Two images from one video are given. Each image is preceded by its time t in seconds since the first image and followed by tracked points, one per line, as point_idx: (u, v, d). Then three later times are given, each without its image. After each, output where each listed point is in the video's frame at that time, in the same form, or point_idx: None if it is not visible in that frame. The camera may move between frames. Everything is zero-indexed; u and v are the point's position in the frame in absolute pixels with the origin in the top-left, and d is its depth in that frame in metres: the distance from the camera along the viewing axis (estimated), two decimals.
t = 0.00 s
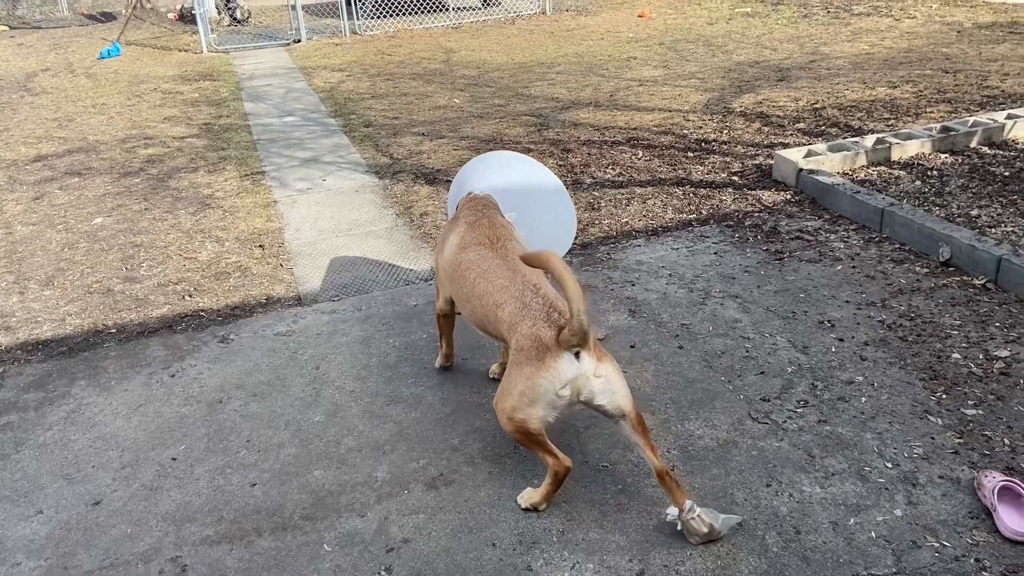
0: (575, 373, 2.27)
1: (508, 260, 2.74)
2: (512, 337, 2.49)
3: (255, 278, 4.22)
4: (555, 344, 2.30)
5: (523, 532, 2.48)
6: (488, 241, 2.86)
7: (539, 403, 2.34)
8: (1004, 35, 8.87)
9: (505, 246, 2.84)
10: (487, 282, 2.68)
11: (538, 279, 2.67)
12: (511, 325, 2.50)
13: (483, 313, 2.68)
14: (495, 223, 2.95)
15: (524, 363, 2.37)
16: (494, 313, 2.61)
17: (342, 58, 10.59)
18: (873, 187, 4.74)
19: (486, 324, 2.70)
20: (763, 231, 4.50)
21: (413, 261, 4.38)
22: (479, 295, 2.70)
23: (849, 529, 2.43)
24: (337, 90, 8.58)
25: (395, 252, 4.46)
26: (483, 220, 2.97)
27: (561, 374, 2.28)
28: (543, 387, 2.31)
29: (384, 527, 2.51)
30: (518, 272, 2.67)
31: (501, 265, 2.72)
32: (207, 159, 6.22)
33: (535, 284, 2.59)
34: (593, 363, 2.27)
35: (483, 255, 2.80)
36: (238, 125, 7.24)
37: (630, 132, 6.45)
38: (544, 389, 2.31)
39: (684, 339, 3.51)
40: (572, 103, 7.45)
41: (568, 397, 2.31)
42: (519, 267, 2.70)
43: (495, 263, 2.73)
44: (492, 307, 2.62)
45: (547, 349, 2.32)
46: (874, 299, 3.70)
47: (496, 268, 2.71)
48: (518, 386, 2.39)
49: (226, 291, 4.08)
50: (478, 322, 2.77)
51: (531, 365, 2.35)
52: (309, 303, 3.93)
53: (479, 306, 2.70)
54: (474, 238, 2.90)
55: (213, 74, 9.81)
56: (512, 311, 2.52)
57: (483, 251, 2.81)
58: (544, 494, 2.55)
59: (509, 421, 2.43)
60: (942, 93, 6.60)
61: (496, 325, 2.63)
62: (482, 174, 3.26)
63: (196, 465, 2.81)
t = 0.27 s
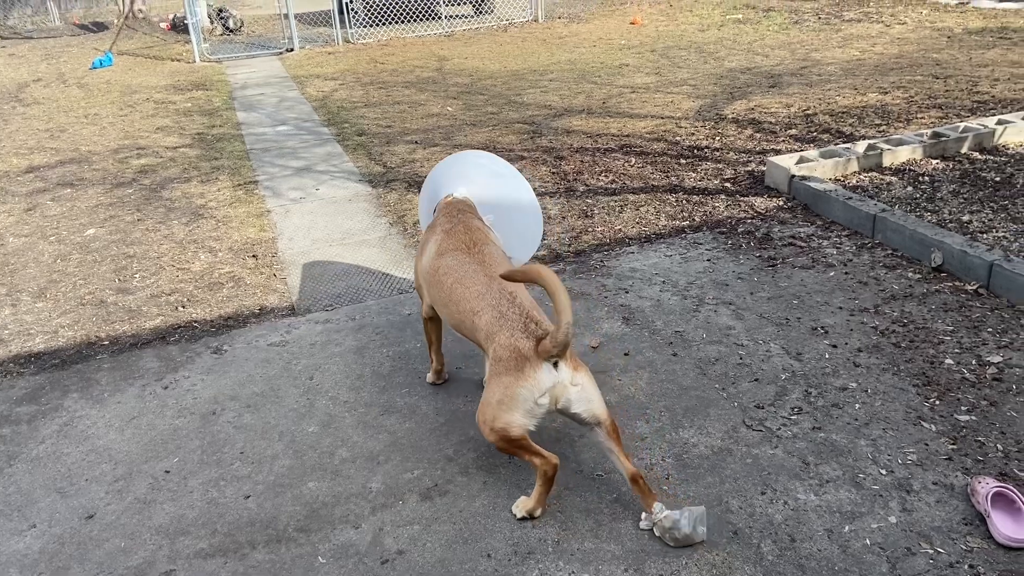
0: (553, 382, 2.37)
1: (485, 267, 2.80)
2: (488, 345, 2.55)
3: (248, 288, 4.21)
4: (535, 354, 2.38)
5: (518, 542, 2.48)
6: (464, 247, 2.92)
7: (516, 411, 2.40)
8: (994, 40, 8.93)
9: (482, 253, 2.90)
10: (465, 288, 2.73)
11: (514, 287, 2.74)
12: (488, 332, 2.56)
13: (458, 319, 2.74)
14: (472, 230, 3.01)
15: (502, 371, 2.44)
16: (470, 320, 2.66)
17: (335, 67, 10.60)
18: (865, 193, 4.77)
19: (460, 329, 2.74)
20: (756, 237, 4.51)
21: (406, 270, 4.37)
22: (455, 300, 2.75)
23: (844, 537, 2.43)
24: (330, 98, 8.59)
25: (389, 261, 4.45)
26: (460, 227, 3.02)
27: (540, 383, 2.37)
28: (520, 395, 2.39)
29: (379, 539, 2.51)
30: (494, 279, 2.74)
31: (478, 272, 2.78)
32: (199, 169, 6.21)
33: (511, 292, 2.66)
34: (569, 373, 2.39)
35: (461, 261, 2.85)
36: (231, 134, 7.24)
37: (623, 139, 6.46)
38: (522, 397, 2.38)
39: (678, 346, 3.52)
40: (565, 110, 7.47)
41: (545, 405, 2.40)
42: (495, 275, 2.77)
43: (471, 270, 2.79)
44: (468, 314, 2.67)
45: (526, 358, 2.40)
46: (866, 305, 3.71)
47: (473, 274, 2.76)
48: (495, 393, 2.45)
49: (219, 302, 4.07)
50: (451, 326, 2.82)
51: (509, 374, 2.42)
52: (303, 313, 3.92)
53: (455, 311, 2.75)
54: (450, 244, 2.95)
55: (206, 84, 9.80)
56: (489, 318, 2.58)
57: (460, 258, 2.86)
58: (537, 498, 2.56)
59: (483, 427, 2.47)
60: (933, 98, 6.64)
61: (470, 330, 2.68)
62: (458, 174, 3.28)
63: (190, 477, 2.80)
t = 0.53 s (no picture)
0: (545, 392, 2.39)
1: (479, 275, 2.81)
2: (481, 353, 2.56)
3: (242, 296, 4.21)
4: (528, 364, 2.39)
5: (515, 549, 2.48)
6: (458, 255, 2.93)
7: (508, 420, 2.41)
8: (983, 44, 9.01)
9: (475, 261, 2.92)
10: (458, 296, 2.74)
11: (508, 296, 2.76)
12: (481, 340, 2.57)
13: (451, 326, 2.74)
14: (465, 239, 3.02)
15: (494, 379, 2.45)
16: (463, 329, 2.67)
17: (328, 74, 10.61)
18: (857, 197, 4.79)
19: (454, 337, 2.75)
20: (749, 242, 4.53)
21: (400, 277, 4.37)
22: (448, 308, 2.75)
23: (839, 540, 2.44)
24: (323, 106, 8.60)
25: (383, 268, 4.46)
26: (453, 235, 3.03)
27: (531, 393, 2.39)
28: (513, 404, 2.40)
29: (375, 547, 2.50)
30: (487, 288, 2.75)
31: (472, 280, 2.78)
32: (193, 177, 6.20)
33: (506, 302, 2.68)
34: (561, 383, 2.41)
35: (454, 269, 2.86)
36: (223, 142, 7.23)
37: (615, 145, 6.49)
38: (515, 406, 2.40)
39: (673, 352, 3.53)
40: (557, 117, 7.50)
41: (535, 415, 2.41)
42: (488, 284, 2.78)
43: (465, 278, 2.80)
44: (461, 321, 2.68)
45: (519, 368, 2.41)
46: (860, 309, 3.73)
47: (466, 283, 2.77)
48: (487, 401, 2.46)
49: (213, 311, 4.06)
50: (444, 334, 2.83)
51: (501, 382, 2.43)
52: (297, 321, 3.92)
53: (448, 319, 2.76)
54: (443, 251, 2.96)
55: (198, 93, 9.80)
56: (484, 327, 2.59)
57: (453, 265, 2.87)
58: (534, 501, 2.58)
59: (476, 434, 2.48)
60: (923, 102, 6.69)
61: (464, 339, 2.69)
62: (434, 174, 3.32)
63: (185, 487, 2.79)
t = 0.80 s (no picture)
0: (546, 393, 2.41)
1: (480, 278, 2.82)
2: (483, 354, 2.57)
3: (237, 303, 4.20)
4: (533, 365, 2.42)
5: (513, 554, 2.47)
6: (457, 258, 2.94)
7: (509, 420, 2.42)
8: (973, 48, 9.07)
9: (473, 265, 2.93)
10: (458, 299, 2.75)
11: (508, 300, 2.78)
12: (483, 342, 2.58)
13: (451, 328, 2.75)
14: (463, 243, 3.04)
15: (497, 380, 2.46)
16: (463, 331, 2.68)
17: (321, 81, 10.61)
18: (850, 201, 4.82)
19: (453, 339, 2.76)
20: (744, 246, 4.55)
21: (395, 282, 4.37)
22: (448, 309, 2.76)
23: (836, 543, 2.44)
24: (316, 113, 8.59)
25: (378, 274, 4.45)
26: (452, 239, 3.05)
27: (535, 393, 2.40)
28: (515, 404, 2.41)
29: (373, 553, 2.49)
30: (487, 291, 2.77)
31: (473, 283, 2.79)
32: (186, 184, 6.19)
33: (507, 305, 2.69)
34: (561, 384, 2.44)
35: (455, 272, 2.87)
36: (217, 149, 7.22)
37: (609, 149, 6.50)
38: (516, 406, 2.41)
39: (668, 356, 3.53)
40: (551, 122, 7.51)
41: (537, 415, 2.42)
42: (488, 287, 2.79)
43: (467, 281, 2.81)
44: (462, 324, 2.69)
45: (523, 369, 2.43)
46: (854, 312, 3.74)
47: (466, 286, 2.78)
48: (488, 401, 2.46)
49: (208, 318, 4.05)
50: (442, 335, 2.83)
51: (503, 382, 2.44)
52: (292, 328, 3.91)
53: (448, 320, 2.76)
54: (443, 255, 2.97)
55: (191, 100, 9.79)
56: (486, 329, 2.60)
57: (451, 268, 2.88)
58: (533, 504, 2.58)
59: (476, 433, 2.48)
60: (914, 106, 6.73)
61: (463, 341, 2.69)
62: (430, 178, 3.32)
63: (181, 495, 2.77)
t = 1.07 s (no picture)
0: (543, 393, 2.41)
1: (476, 283, 2.83)
2: (478, 356, 2.57)
3: (232, 309, 4.19)
4: (530, 368, 2.41)
5: (509, 559, 2.46)
6: (453, 263, 2.94)
7: (504, 421, 2.41)
8: (965, 52, 9.12)
9: (469, 269, 2.93)
10: (455, 302, 2.75)
11: (505, 303, 2.78)
12: (479, 344, 2.58)
13: (448, 332, 2.75)
14: (460, 248, 3.04)
15: (493, 382, 2.46)
16: (459, 334, 2.68)
17: (315, 87, 10.61)
18: (844, 204, 4.83)
19: (449, 342, 2.75)
20: (738, 250, 4.55)
21: (390, 287, 4.36)
22: (445, 313, 2.76)
23: (832, 546, 2.44)
24: (310, 118, 8.58)
25: (372, 279, 4.44)
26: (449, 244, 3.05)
27: (531, 395, 2.40)
28: (511, 405, 2.40)
29: (368, 559, 2.48)
30: (484, 295, 2.77)
31: (469, 287, 2.80)
32: (180, 190, 6.18)
33: (503, 309, 2.69)
34: (557, 386, 2.44)
35: (451, 276, 2.87)
36: (211, 155, 7.21)
37: (603, 154, 6.52)
38: (513, 407, 2.40)
39: (663, 360, 3.53)
40: (545, 127, 7.53)
41: (533, 417, 2.42)
42: (484, 291, 2.80)
43: (463, 285, 2.81)
44: (459, 327, 2.69)
45: (519, 371, 2.42)
46: (848, 315, 3.75)
47: (462, 290, 2.78)
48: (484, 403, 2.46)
49: (202, 324, 4.04)
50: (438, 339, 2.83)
51: (500, 384, 2.43)
52: (286, 334, 3.90)
53: (444, 324, 2.76)
54: (439, 259, 2.98)
55: (185, 106, 9.77)
56: (482, 332, 2.60)
57: (448, 273, 2.88)
58: (528, 509, 2.57)
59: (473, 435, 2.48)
60: (907, 110, 6.76)
61: (459, 345, 2.69)
62: (437, 185, 3.35)
63: (175, 502, 2.76)
